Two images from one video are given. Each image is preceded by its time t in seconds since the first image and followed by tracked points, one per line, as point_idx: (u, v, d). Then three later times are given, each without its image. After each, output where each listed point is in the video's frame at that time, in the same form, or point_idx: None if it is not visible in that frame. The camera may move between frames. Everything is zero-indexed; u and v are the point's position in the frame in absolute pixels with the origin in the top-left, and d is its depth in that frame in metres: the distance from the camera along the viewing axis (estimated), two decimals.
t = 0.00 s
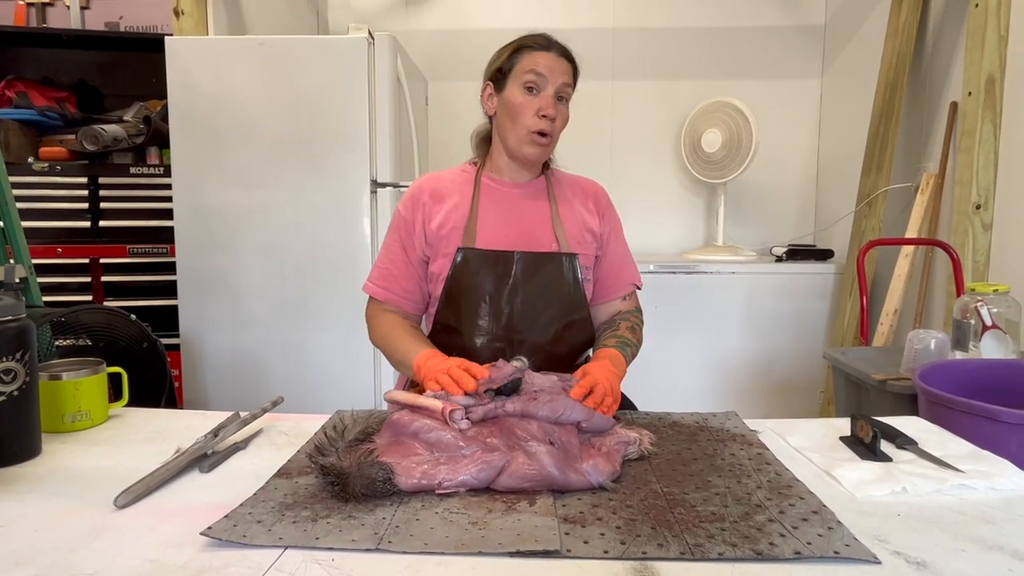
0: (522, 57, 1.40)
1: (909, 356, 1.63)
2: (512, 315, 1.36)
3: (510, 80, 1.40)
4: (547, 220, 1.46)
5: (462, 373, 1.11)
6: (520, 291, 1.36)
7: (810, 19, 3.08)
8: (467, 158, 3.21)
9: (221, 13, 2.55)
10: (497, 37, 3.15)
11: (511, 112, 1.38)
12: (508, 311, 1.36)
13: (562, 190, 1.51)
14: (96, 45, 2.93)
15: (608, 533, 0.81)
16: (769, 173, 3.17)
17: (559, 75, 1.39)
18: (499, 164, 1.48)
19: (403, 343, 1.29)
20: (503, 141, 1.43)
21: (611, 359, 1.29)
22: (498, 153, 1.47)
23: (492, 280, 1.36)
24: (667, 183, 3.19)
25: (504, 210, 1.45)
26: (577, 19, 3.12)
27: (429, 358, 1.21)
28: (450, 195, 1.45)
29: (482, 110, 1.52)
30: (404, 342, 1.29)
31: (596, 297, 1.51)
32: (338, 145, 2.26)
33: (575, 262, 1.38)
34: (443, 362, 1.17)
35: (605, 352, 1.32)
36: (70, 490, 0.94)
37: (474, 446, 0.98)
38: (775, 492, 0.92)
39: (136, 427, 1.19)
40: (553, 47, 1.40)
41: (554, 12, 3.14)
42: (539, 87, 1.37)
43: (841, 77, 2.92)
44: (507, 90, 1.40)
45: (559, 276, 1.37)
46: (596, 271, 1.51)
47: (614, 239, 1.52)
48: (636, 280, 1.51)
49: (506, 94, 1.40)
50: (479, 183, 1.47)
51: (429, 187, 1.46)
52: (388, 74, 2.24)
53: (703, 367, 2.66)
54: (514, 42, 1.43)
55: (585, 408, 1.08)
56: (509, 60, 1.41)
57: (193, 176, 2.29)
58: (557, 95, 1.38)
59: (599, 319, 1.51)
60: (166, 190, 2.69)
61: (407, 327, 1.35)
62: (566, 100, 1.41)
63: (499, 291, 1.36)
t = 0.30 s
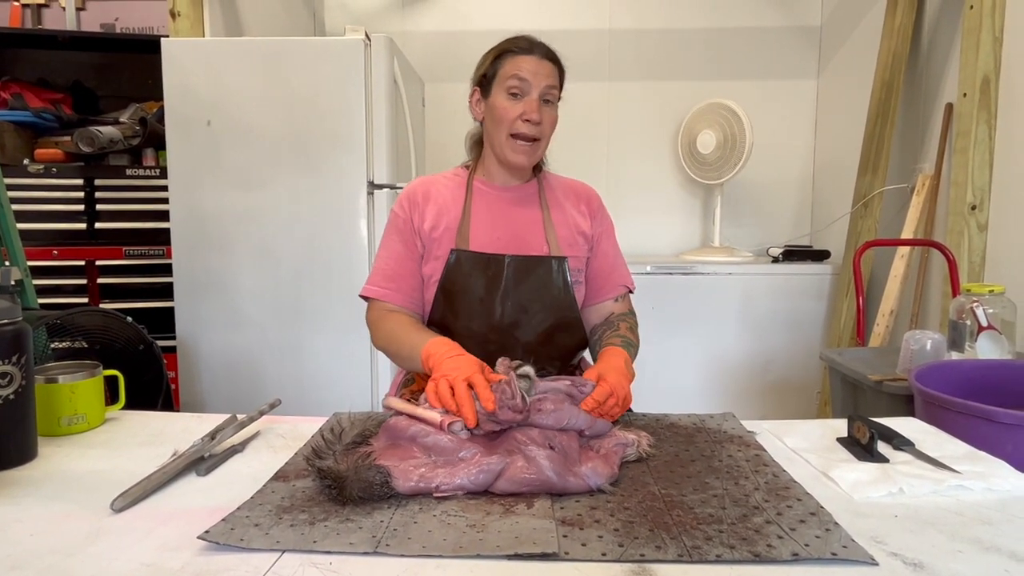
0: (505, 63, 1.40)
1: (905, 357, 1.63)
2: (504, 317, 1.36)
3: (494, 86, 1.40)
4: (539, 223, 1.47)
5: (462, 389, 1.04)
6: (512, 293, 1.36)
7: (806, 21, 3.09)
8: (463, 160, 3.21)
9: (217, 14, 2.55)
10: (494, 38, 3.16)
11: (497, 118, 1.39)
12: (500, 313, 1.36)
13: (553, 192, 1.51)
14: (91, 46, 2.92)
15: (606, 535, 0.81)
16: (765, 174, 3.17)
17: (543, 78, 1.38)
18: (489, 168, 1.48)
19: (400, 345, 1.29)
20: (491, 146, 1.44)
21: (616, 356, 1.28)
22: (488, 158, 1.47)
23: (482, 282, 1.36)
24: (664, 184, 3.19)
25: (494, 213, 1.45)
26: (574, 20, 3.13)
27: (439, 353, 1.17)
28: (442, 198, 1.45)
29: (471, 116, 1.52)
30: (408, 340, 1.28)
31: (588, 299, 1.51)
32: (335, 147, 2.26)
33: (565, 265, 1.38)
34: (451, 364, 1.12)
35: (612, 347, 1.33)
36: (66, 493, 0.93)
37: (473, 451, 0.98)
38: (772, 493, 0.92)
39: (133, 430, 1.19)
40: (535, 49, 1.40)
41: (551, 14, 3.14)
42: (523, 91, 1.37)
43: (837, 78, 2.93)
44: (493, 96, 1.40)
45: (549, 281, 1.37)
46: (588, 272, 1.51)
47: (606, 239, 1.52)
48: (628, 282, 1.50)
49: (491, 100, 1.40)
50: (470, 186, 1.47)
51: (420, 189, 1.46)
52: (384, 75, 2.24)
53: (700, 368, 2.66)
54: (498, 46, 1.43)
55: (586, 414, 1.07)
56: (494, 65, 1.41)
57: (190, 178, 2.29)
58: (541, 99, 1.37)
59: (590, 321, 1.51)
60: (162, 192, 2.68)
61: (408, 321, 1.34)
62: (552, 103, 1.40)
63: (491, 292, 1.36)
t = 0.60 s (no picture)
0: (502, 66, 1.39)
1: (903, 357, 1.63)
2: (503, 318, 1.36)
3: (491, 88, 1.40)
4: (536, 223, 1.47)
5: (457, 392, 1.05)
6: (510, 294, 1.36)
7: (803, 21, 3.09)
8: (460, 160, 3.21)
9: (215, 15, 2.55)
10: (491, 39, 3.16)
11: (493, 121, 1.39)
12: (499, 314, 1.36)
13: (550, 192, 1.52)
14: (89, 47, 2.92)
15: (603, 535, 0.81)
16: (763, 174, 3.18)
17: (540, 81, 1.37)
18: (485, 169, 1.49)
19: (398, 345, 1.29)
20: (487, 149, 1.44)
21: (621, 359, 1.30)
22: (484, 159, 1.48)
23: (482, 283, 1.36)
24: (662, 185, 3.20)
25: (491, 215, 1.45)
26: (571, 21, 3.13)
27: (436, 353, 1.18)
28: (439, 200, 1.44)
29: (468, 116, 1.52)
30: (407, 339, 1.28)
31: (586, 299, 1.51)
32: (333, 148, 2.26)
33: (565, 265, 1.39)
34: (447, 364, 1.13)
35: (615, 350, 1.34)
36: (63, 496, 0.93)
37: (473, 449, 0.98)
38: (769, 493, 0.92)
39: (130, 432, 1.19)
40: (533, 52, 1.39)
41: (548, 14, 3.14)
42: (519, 95, 1.37)
43: (834, 79, 2.93)
44: (490, 98, 1.40)
45: (547, 282, 1.37)
46: (586, 272, 1.51)
47: (603, 239, 1.52)
48: (624, 282, 1.51)
49: (488, 103, 1.40)
50: (467, 188, 1.47)
51: (417, 191, 1.46)
52: (382, 76, 2.25)
53: (698, 369, 2.67)
54: (495, 47, 1.42)
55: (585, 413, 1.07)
56: (491, 67, 1.41)
57: (187, 179, 2.28)
58: (538, 103, 1.38)
59: (588, 321, 1.51)
60: (160, 193, 2.68)
61: (407, 322, 1.35)
62: (549, 106, 1.40)
63: (490, 293, 1.36)
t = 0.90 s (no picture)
0: (496, 67, 1.39)
1: (900, 357, 1.63)
2: (503, 319, 1.37)
3: (486, 90, 1.40)
4: (534, 223, 1.47)
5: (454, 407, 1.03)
6: (510, 294, 1.36)
7: (800, 21, 3.10)
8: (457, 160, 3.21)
9: (212, 15, 2.54)
10: (488, 39, 3.16)
11: (489, 123, 1.39)
12: (498, 315, 1.36)
13: (547, 192, 1.52)
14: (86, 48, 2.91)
15: (603, 536, 0.81)
16: (761, 174, 3.18)
17: (535, 82, 1.37)
18: (482, 170, 1.49)
19: (396, 346, 1.29)
20: (484, 149, 1.44)
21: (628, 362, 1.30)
22: (480, 160, 1.48)
23: (481, 285, 1.37)
24: (659, 185, 3.20)
25: (489, 215, 1.46)
26: (568, 21, 3.13)
27: (435, 354, 1.16)
28: (438, 201, 1.44)
29: (463, 117, 1.52)
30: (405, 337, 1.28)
31: (585, 298, 1.51)
32: (331, 148, 2.25)
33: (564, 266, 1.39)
34: (443, 368, 1.11)
35: (622, 353, 1.34)
36: (62, 497, 0.93)
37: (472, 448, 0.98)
38: (767, 493, 0.93)
39: (129, 433, 1.19)
40: (527, 53, 1.39)
41: (546, 15, 3.14)
42: (514, 97, 1.37)
43: (831, 79, 2.94)
44: (485, 100, 1.40)
45: (546, 283, 1.37)
46: (584, 272, 1.51)
47: (601, 237, 1.52)
48: (623, 279, 1.50)
49: (483, 105, 1.40)
50: (465, 190, 1.47)
51: (417, 191, 1.46)
52: (380, 77, 2.25)
53: (696, 368, 2.67)
54: (488, 49, 1.42)
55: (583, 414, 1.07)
56: (485, 69, 1.41)
57: (185, 180, 2.28)
58: (533, 104, 1.38)
59: (588, 320, 1.50)
60: (158, 194, 2.68)
61: (409, 318, 1.33)
62: (544, 106, 1.40)
63: (489, 294, 1.37)
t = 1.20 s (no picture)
0: (504, 65, 1.38)
1: (900, 353, 1.63)
2: (504, 317, 1.37)
3: (492, 87, 1.40)
4: (535, 221, 1.47)
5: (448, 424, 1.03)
6: (511, 292, 1.36)
7: (801, 18, 3.09)
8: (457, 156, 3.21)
9: (212, 12, 2.53)
10: (488, 36, 3.15)
11: (494, 121, 1.39)
12: (499, 312, 1.37)
13: (548, 190, 1.52)
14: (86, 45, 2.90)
15: (604, 532, 0.82)
16: (761, 171, 3.18)
17: (542, 83, 1.37)
18: (483, 165, 1.48)
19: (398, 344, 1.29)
20: (486, 145, 1.44)
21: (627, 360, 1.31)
22: (482, 155, 1.47)
23: (482, 282, 1.37)
24: (660, 182, 3.20)
25: (491, 213, 1.45)
26: (568, 18, 3.13)
27: (418, 364, 1.14)
28: (440, 198, 1.44)
29: (466, 111, 1.51)
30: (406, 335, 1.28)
31: (584, 296, 1.51)
32: (331, 146, 2.25)
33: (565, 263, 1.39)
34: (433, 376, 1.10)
35: (620, 351, 1.35)
36: (65, 494, 0.93)
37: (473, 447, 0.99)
38: (769, 489, 0.93)
39: (130, 430, 1.19)
40: (535, 53, 1.38)
41: (546, 11, 3.13)
42: (521, 96, 1.37)
43: (832, 75, 2.93)
44: (490, 97, 1.40)
45: (547, 281, 1.38)
46: (585, 269, 1.51)
47: (602, 236, 1.53)
48: (622, 278, 1.51)
49: (488, 101, 1.40)
50: (467, 187, 1.47)
51: (419, 187, 1.45)
52: (380, 74, 2.24)
53: (697, 365, 2.67)
54: (496, 45, 1.41)
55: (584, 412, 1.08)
56: (491, 65, 1.40)
57: (186, 177, 2.28)
58: (539, 104, 1.37)
59: (588, 317, 1.50)
60: (158, 191, 2.67)
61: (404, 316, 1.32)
62: (550, 107, 1.40)
63: (491, 290, 1.37)
